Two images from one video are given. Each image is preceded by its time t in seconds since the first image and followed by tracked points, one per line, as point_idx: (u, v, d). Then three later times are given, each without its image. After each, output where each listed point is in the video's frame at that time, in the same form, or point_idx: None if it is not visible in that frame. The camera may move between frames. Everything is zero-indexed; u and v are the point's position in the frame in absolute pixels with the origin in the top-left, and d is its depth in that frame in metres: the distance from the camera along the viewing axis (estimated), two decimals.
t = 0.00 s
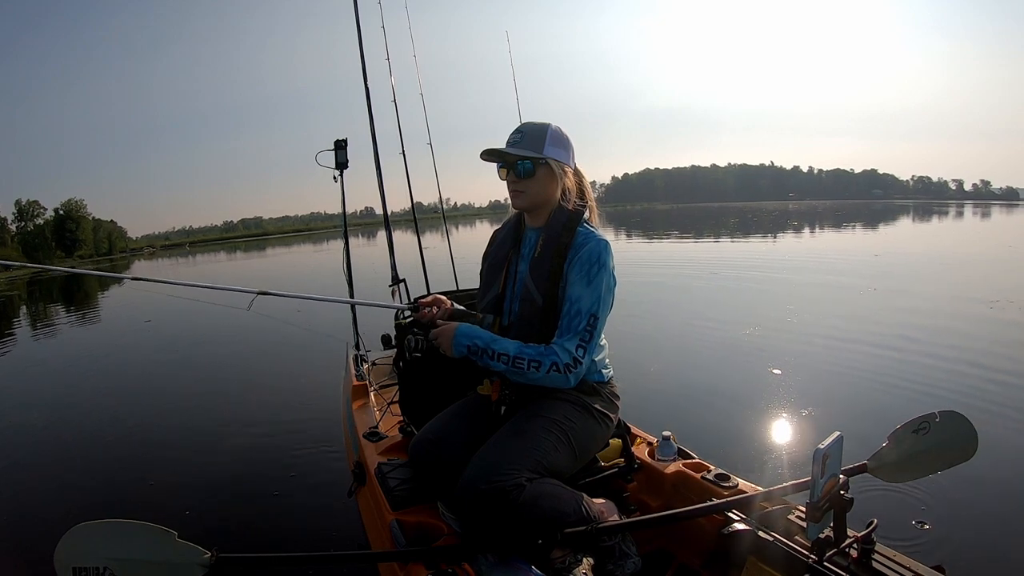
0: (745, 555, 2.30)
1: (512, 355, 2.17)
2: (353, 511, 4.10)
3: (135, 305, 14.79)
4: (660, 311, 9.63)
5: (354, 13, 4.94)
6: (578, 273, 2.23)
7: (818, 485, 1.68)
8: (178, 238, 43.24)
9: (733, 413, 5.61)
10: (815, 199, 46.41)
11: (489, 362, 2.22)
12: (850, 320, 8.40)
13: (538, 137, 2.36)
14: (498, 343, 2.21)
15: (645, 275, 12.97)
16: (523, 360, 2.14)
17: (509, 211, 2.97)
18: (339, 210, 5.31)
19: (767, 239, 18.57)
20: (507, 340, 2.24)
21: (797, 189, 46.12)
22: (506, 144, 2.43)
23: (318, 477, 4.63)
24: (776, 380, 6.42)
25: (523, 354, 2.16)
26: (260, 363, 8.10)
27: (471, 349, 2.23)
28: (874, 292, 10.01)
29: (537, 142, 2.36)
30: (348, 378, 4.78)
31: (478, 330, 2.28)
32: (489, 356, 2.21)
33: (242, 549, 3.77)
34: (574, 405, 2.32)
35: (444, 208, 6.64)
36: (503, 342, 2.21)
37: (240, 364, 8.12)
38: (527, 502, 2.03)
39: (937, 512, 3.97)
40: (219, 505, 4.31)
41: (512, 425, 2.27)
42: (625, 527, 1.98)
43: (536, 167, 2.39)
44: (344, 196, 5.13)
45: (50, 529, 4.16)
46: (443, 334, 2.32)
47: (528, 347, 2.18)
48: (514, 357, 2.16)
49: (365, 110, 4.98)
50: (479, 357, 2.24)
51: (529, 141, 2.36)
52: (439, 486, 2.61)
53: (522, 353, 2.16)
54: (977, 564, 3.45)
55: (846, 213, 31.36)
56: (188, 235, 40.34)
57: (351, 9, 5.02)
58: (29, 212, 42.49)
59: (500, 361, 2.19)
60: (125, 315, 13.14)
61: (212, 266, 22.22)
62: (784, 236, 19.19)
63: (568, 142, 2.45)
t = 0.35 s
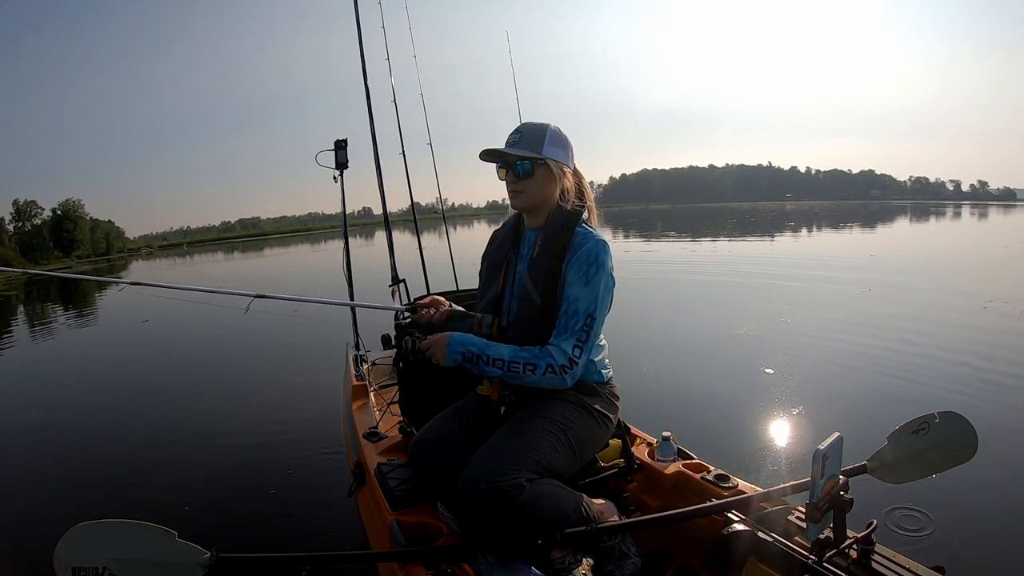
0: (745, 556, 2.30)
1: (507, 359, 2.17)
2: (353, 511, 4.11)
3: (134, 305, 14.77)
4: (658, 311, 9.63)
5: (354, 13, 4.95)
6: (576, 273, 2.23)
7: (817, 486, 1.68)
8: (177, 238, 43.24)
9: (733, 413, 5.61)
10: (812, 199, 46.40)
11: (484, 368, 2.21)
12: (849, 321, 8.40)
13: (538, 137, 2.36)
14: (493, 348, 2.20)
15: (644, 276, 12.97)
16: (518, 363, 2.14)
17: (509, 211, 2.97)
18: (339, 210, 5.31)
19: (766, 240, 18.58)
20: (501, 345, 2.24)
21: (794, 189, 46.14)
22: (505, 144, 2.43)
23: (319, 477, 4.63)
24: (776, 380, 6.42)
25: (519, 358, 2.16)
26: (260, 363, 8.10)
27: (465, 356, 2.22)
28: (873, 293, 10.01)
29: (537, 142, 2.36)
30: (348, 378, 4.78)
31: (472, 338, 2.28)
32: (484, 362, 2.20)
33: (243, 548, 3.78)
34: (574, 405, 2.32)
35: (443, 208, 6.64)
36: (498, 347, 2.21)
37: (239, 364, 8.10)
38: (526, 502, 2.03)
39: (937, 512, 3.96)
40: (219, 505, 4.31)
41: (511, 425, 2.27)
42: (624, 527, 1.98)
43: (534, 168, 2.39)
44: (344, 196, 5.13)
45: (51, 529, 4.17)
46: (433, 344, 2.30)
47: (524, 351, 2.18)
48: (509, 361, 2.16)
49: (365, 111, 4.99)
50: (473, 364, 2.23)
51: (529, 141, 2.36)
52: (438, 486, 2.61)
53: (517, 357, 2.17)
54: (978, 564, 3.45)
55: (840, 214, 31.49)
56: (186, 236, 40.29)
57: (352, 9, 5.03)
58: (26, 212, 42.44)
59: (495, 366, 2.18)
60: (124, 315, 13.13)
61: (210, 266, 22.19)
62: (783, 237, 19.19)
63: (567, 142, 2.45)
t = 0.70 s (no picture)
0: (745, 556, 2.30)
1: (505, 362, 2.17)
2: (353, 512, 4.10)
3: (133, 305, 14.77)
4: (658, 311, 9.63)
5: (354, 14, 4.95)
6: (575, 273, 2.23)
7: (817, 486, 1.67)
8: (175, 237, 43.24)
9: (733, 413, 5.61)
10: (810, 199, 46.41)
11: (482, 372, 2.20)
12: (848, 320, 8.41)
13: (538, 137, 2.36)
14: (490, 351, 2.20)
15: (642, 276, 12.97)
16: (517, 365, 2.14)
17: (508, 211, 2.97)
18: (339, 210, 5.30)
19: (764, 240, 18.59)
20: (499, 349, 2.23)
21: (792, 189, 46.19)
22: (504, 144, 2.43)
23: (319, 477, 4.63)
24: (776, 380, 6.42)
25: (517, 360, 2.16)
26: (259, 363, 8.10)
27: (463, 361, 2.21)
28: (872, 292, 10.01)
29: (537, 142, 2.36)
30: (348, 378, 4.78)
31: (470, 343, 2.28)
32: (482, 366, 2.19)
33: (243, 548, 3.78)
34: (574, 406, 2.32)
35: (443, 208, 6.64)
36: (496, 350, 2.21)
37: (238, 365, 8.10)
38: (526, 503, 2.03)
39: (938, 511, 3.96)
40: (219, 505, 4.31)
41: (511, 425, 2.27)
42: (623, 527, 1.98)
43: (534, 167, 2.39)
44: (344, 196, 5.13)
45: (51, 529, 4.16)
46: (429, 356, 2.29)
47: (522, 353, 2.18)
48: (507, 364, 2.16)
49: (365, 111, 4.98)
50: (471, 370, 2.22)
51: (528, 141, 2.36)
52: (438, 486, 2.61)
53: (515, 359, 2.17)
54: (978, 564, 3.45)
55: (838, 214, 31.44)
56: (184, 236, 40.27)
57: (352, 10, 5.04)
58: (23, 212, 42.37)
59: (493, 370, 2.18)
60: (123, 316, 13.11)
61: (209, 266, 22.17)
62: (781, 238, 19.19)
63: (567, 142, 2.45)
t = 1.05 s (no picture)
0: (745, 556, 2.30)
1: (504, 352, 2.18)
2: (353, 512, 4.10)
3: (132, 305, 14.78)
4: (657, 311, 9.63)
5: (354, 14, 4.95)
6: (575, 271, 2.23)
7: (817, 486, 1.68)
8: (173, 237, 43.23)
9: (732, 413, 5.61)
10: (808, 199, 46.45)
11: (483, 360, 2.23)
12: (847, 320, 8.41)
13: (537, 136, 2.36)
14: (491, 339, 2.22)
15: (641, 276, 12.99)
16: (515, 356, 2.15)
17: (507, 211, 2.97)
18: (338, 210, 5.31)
19: (763, 240, 18.60)
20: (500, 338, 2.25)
21: (790, 190, 46.26)
22: (505, 142, 2.43)
23: (319, 476, 4.63)
24: (775, 380, 6.42)
25: (516, 351, 2.17)
26: (258, 363, 8.10)
27: (466, 345, 2.25)
28: (870, 292, 10.02)
29: (537, 141, 2.36)
30: (348, 377, 4.78)
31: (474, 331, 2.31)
32: (483, 353, 2.22)
33: (244, 548, 3.78)
34: (574, 406, 2.32)
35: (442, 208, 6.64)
36: (496, 339, 2.23)
37: (237, 365, 8.10)
38: (526, 502, 2.03)
39: (937, 511, 3.96)
40: (219, 505, 4.31)
41: (511, 425, 2.27)
42: (624, 527, 1.98)
43: (533, 167, 2.39)
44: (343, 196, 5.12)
45: (50, 530, 4.16)
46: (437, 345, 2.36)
47: (521, 345, 2.19)
48: (506, 354, 2.18)
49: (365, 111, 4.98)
50: (473, 356, 2.25)
51: (528, 140, 2.36)
52: (438, 486, 2.61)
53: (514, 350, 2.18)
54: (978, 564, 3.44)
55: (836, 214, 31.47)
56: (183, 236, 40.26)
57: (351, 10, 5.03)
58: (21, 212, 42.34)
59: (493, 358, 2.20)
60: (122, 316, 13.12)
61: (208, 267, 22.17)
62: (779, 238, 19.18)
63: (567, 141, 2.45)
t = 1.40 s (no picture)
0: (745, 556, 2.30)
1: (483, 350, 2.19)
2: (352, 512, 4.10)
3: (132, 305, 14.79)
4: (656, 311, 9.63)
5: (355, 15, 4.94)
6: (567, 268, 2.23)
7: (817, 485, 1.68)
8: (173, 237, 43.28)
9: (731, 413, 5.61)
10: (807, 199, 46.52)
11: (461, 363, 2.22)
12: (846, 320, 8.43)
13: (538, 136, 2.36)
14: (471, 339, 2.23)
15: (640, 276, 13.00)
16: (494, 352, 2.16)
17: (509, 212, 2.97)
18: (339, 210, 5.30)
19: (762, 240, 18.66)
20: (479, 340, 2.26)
21: (789, 190, 46.34)
22: (506, 141, 2.43)
23: (319, 476, 4.63)
24: (774, 380, 6.42)
25: (495, 348, 2.18)
26: (258, 363, 8.11)
27: (444, 351, 2.23)
28: (869, 292, 10.04)
29: (537, 141, 2.36)
30: (348, 377, 4.79)
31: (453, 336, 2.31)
32: (462, 355, 2.21)
33: (244, 548, 3.78)
34: (574, 406, 2.32)
35: (442, 208, 6.64)
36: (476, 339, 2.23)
37: (237, 365, 8.11)
38: (526, 502, 2.03)
39: (937, 511, 3.97)
40: (220, 505, 4.31)
41: (510, 425, 2.27)
42: (623, 527, 1.98)
43: (534, 166, 2.39)
44: (344, 196, 5.12)
45: (51, 529, 4.16)
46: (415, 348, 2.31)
47: (501, 341, 2.20)
48: (484, 352, 2.18)
49: (365, 111, 4.98)
50: (452, 359, 2.23)
51: (529, 139, 2.36)
52: (438, 486, 2.61)
53: (494, 347, 2.18)
54: (977, 564, 3.45)
55: (834, 214, 31.51)
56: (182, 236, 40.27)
57: (352, 10, 5.03)
58: (19, 212, 42.28)
59: (471, 357, 2.20)
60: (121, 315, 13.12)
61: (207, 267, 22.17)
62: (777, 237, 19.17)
63: (568, 142, 2.45)
